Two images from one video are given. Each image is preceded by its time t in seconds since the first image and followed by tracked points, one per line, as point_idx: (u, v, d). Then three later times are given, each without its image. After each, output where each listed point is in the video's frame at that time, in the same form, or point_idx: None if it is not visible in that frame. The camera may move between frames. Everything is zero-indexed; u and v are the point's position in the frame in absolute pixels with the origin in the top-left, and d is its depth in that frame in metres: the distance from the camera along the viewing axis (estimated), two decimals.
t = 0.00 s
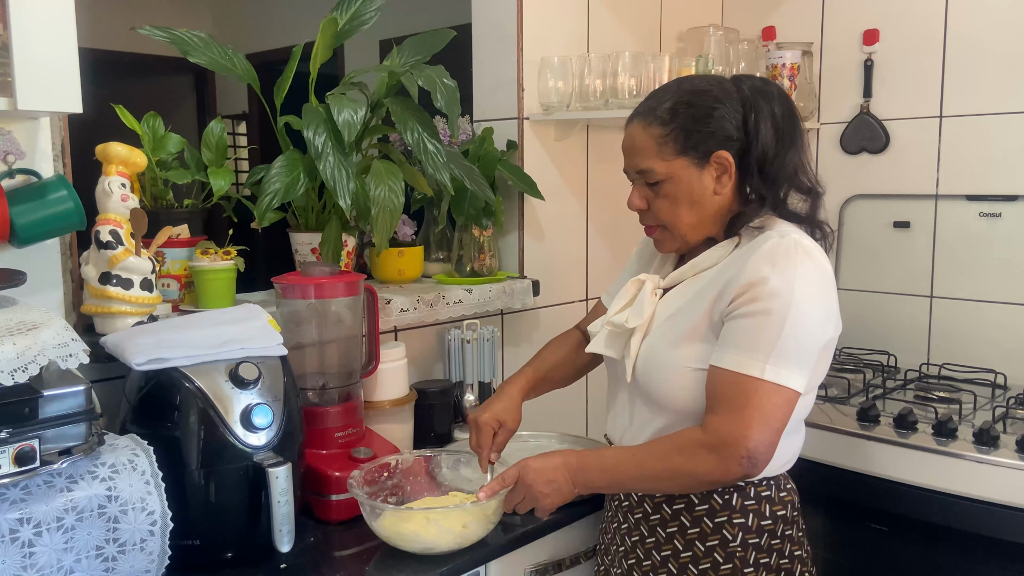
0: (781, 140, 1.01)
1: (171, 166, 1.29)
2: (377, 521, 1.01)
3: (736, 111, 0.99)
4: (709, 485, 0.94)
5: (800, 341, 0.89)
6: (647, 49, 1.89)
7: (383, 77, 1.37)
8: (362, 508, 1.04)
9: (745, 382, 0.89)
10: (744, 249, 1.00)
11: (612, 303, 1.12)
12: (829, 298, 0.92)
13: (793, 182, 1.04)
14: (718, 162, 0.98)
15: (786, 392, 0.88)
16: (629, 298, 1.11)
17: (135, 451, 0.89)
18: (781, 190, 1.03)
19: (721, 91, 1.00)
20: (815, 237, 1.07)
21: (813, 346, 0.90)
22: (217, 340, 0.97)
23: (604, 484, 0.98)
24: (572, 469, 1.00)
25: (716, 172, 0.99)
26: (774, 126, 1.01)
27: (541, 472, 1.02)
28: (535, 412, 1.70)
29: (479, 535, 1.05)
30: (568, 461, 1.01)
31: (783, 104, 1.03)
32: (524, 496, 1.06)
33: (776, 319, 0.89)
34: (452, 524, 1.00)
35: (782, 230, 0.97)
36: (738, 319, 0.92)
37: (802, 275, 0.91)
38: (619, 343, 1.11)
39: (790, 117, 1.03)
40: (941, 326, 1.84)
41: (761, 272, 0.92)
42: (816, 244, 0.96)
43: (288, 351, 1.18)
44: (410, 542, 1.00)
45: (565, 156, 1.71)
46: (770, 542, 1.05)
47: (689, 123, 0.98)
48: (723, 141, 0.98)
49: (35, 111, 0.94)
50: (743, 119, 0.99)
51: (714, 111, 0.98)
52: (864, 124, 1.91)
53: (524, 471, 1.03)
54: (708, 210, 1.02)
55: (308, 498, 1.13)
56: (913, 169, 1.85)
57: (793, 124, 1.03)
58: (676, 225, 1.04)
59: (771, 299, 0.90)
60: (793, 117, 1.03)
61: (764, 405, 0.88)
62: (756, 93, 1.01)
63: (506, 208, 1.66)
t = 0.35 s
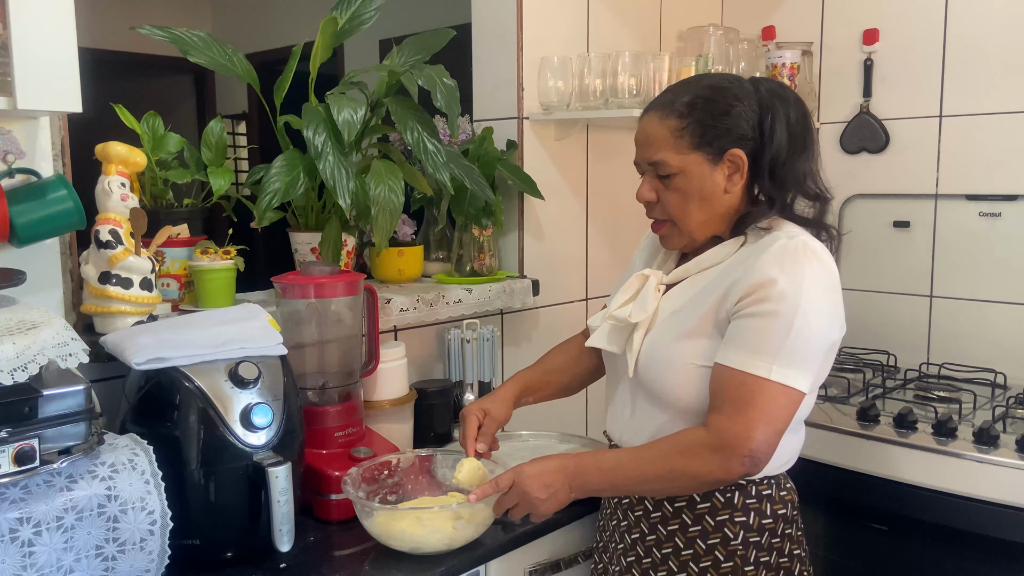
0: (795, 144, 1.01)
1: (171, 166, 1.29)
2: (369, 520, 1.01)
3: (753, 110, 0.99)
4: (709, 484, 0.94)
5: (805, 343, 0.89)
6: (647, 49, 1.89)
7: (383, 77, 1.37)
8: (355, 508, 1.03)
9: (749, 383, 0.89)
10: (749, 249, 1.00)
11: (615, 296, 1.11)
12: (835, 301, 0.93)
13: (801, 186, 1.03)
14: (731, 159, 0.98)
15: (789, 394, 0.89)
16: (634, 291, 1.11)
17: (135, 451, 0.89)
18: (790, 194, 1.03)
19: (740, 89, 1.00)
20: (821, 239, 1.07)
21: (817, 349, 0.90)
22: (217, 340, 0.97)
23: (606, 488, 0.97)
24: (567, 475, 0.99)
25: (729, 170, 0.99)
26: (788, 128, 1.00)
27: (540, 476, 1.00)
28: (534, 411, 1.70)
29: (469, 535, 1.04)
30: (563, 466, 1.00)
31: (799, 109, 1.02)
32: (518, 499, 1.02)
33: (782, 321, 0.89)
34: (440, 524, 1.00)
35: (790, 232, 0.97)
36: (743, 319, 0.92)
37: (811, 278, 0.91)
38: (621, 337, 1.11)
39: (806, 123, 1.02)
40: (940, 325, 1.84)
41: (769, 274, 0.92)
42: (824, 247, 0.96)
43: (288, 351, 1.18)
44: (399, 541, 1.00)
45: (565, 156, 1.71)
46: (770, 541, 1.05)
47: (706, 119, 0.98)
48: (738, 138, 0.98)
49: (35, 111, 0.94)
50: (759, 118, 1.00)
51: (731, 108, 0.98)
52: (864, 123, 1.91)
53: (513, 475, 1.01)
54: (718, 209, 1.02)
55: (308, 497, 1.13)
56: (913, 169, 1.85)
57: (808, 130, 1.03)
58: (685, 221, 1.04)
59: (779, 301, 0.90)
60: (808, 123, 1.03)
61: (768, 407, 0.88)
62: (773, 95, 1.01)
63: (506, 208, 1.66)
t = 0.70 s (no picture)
0: (789, 146, 1.02)
1: (170, 165, 1.29)
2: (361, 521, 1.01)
3: (752, 108, 1.00)
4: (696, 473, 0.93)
5: (796, 333, 0.89)
6: (647, 48, 1.89)
7: (382, 76, 1.37)
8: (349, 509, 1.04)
9: (738, 371, 0.89)
10: (743, 244, 1.00)
11: (612, 295, 1.12)
12: (828, 295, 0.93)
13: (795, 188, 1.04)
14: (729, 156, 0.98)
15: (779, 383, 0.88)
16: (629, 291, 1.11)
17: (134, 451, 0.89)
18: (785, 194, 1.04)
19: (740, 86, 1.00)
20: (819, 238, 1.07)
21: (808, 340, 0.89)
22: (216, 339, 0.97)
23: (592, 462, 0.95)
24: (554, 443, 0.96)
25: (726, 166, 1.00)
26: (785, 130, 1.01)
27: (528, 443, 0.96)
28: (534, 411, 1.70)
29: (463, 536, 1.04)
30: (552, 434, 0.96)
31: (795, 113, 1.03)
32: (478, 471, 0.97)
33: (774, 312, 0.89)
34: (426, 524, 1.00)
35: (783, 227, 0.98)
36: (737, 310, 0.92)
37: (803, 271, 0.91)
38: (618, 336, 1.11)
39: (800, 125, 1.03)
40: (939, 324, 1.84)
41: (761, 267, 0.93)
42: (818, 244, 0.96)
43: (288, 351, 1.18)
44: (380, 538, 1.00)
45: (565, 155, 1.71)
46: (768, 539, 1.05)
47: (707, 114, 0.98)
48: (737, 135, 0.98)
49: (34, 110, 0.94)
50: (758, 118, 1.00)
51: (732, 106, 0.98)
52: (863, 123, 1.91)
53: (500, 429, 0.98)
54: (715, 205, 1.02)
55: (307, 497, 1.13)
56: (913, 168, 1.85)
57: (803, 132, 1.04)
58: (682, 215, 1.03)
59: (770, 292, 0.90)
60: (803, 127, 1.04)
61: (757, 395, 0.88)
62: (771, 95, 1.01)
63: (506, 208, 1.66)
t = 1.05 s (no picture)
0: (780, 146, 1.03)
1: (169, 164, 1.29)
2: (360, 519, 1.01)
3: (743, 108, 1.00)
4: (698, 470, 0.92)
5: (790, 325, 0.88)
6: (646, 48, 1.89)
7: (382, 75, 1.37)
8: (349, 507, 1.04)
9: (734, 366, 0.89)
10: (733, 239, 1.00)
11: (606, 294, 1.12)
12: (820, 286, 0.93)
13: (786, 189, 1.05)
14: (721, 154, 0.99)
15: (776, 376, 0.88)
16: (623, 289, 1.12)
17: (133, 450, 0.89)
18: (777, 194, 1.05)
19: (731, 86, 1.01)
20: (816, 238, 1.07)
21: (804, 331, 0.89)
22: (214, 339, 0.96)
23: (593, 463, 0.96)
24: (554, 447, 0.96)
25: (718, 164, 1.00)
26: (776, 130, 1.02)
27: (530, 448, 0.97)
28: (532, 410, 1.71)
29: (464, 535, 1.04)
30: (552, 439, 0.97)
31: (785, 113, 1.04)
32: (495, 463, 0.99)
33: (766, 305, 0.89)
34: (422, 524, 1.00)
35: (772, 221, 0.98)
36: (729, 306, 0.92)
37: (793, 263, 0.91)
38: (613, 333, 1.11)
39: (791, 126, 1.04)
40: (939, 324, 1.84)
41: (751, 261, 0.93)
42: (807, 236, 0.96)
43: (287, 350, 1.18)
44: (382, 539, 1.00)
45: (564, 154, 1.71)
46: (766, 538, 1.05)
47: (700, 113, 0.99)
48: (729, 134, 0.99)
49: (33, 109, 0.94)
50: (749, 117, 1.01)
51: (724, 105, 0.99)
52: (863, 122, 1.91)
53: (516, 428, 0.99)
54: (708, 203, 1.02)
55: (307, 497, 1.13)
56: (912, 167, 1.85)
57: (793, 134, 1.05)
58: (675, 213, 1.03)
59: (761, 285, 0.90)
60: (794, 127, 1.05)
61: (754, 389, 0.88)
62: (762, 96, 1.02)
63: (505, 207, 1.66)
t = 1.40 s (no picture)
0: (773, 147, 1.04)
1: (168, 164, 1.28)
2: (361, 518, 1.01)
3: (738, 107, 1.01)
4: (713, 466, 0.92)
5: (799, 321, 0.89)
6: (646, 47, 1.89)
7: (381, 75, 1.37)
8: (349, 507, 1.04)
9: (747, 364, 0.88)
10: (733, 237, 1.00)
11: (606, 295, 1.11)
12: (823, 281, 0.93)
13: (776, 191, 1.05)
14: (719, 152, 0.99)
15: (790, 372, 0.88)
16: (623, 291, 1.11)
17: (133, 450, 0.89)
18: (770, 195, 1.05)
19: (726, 85, 1.02)
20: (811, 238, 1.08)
21: (812, 327, 0.89)
22: (213, 338, 0.96)
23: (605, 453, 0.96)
24: (568, 436, 0.97)
25: (716, 162, 1.00)
26: (771, 129, 1.03)
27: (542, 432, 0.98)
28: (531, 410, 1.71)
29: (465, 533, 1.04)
30: (566, 428, 0.97)
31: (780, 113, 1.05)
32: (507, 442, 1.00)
33: (774, 302, 0.89)
34: (423, 524, 1.00)
35: (774, 218, 0.99)
36: (736, 305, 0.92)
37: (796, 259, 0.92)
38: (614, 335, 1.10)
39: (784, 126, 1.05)
40: (938, 323, 1.84)
41: (755, 260, 0.93)
42: (807, 232, 0.97)
43: (286, 350, 1.18)
44: (381, 538, 1.00)
45: (564, 154, 1.71)
46: (772, 535, 1.05)
47: (697, 110, 0.99)
48: (725, 131, 0.99)
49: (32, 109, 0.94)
50: (744, 115, 1.01)
51: (720, 103, 1.00)
52: (862, 121, 1.91)
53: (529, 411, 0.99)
54: (706, 200, 1.02)
55: (306, 496, 1.13)
56: (912, 167, 1.85)
57: (785, 134, 1.05)
58: (673, 211, 1.03)
59: (768, 283, 0.90)
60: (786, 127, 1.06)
61: (769, 386, 0.88)
62: (756, 95, 1.03)
63: (504, 207, 1.66)
